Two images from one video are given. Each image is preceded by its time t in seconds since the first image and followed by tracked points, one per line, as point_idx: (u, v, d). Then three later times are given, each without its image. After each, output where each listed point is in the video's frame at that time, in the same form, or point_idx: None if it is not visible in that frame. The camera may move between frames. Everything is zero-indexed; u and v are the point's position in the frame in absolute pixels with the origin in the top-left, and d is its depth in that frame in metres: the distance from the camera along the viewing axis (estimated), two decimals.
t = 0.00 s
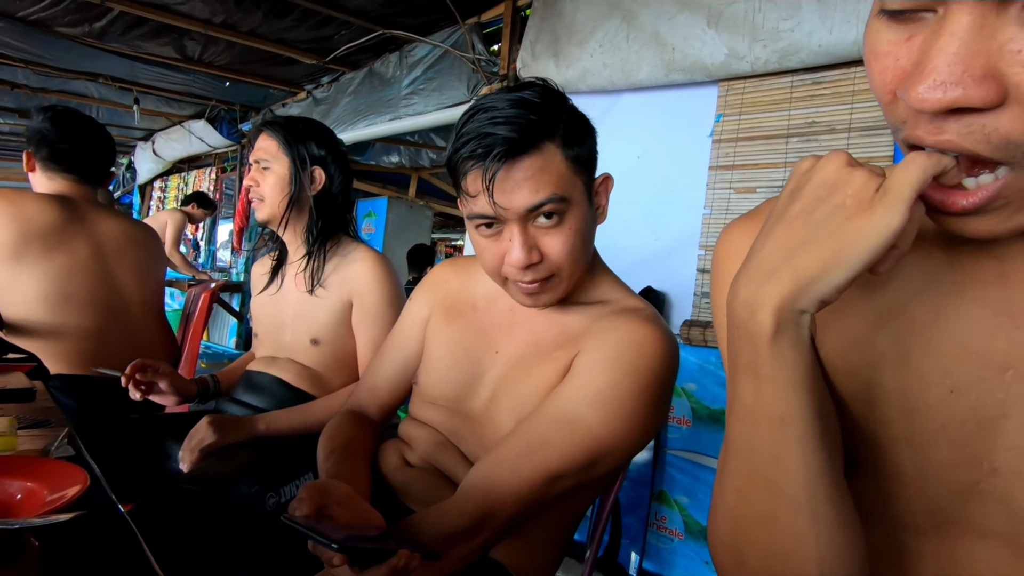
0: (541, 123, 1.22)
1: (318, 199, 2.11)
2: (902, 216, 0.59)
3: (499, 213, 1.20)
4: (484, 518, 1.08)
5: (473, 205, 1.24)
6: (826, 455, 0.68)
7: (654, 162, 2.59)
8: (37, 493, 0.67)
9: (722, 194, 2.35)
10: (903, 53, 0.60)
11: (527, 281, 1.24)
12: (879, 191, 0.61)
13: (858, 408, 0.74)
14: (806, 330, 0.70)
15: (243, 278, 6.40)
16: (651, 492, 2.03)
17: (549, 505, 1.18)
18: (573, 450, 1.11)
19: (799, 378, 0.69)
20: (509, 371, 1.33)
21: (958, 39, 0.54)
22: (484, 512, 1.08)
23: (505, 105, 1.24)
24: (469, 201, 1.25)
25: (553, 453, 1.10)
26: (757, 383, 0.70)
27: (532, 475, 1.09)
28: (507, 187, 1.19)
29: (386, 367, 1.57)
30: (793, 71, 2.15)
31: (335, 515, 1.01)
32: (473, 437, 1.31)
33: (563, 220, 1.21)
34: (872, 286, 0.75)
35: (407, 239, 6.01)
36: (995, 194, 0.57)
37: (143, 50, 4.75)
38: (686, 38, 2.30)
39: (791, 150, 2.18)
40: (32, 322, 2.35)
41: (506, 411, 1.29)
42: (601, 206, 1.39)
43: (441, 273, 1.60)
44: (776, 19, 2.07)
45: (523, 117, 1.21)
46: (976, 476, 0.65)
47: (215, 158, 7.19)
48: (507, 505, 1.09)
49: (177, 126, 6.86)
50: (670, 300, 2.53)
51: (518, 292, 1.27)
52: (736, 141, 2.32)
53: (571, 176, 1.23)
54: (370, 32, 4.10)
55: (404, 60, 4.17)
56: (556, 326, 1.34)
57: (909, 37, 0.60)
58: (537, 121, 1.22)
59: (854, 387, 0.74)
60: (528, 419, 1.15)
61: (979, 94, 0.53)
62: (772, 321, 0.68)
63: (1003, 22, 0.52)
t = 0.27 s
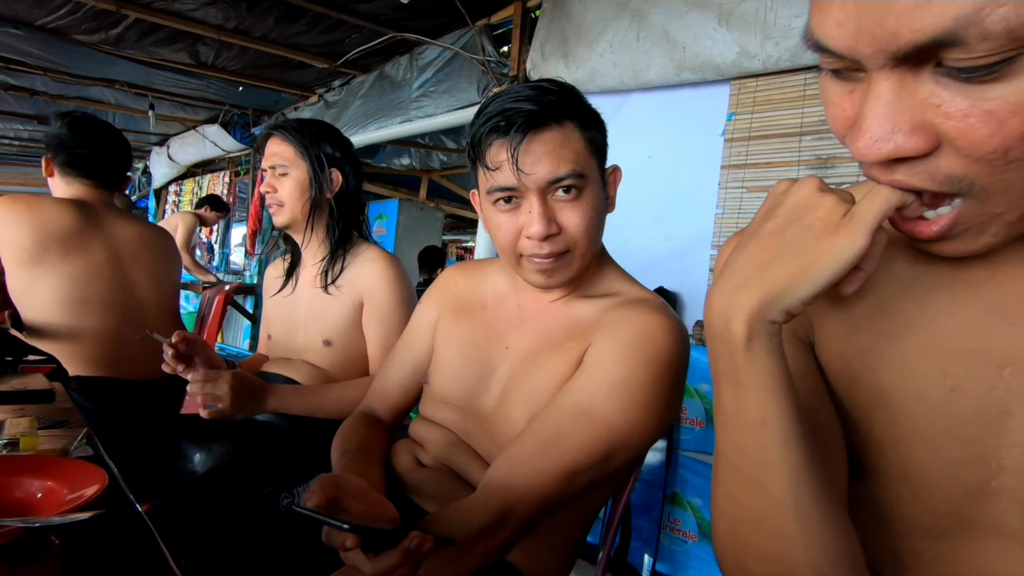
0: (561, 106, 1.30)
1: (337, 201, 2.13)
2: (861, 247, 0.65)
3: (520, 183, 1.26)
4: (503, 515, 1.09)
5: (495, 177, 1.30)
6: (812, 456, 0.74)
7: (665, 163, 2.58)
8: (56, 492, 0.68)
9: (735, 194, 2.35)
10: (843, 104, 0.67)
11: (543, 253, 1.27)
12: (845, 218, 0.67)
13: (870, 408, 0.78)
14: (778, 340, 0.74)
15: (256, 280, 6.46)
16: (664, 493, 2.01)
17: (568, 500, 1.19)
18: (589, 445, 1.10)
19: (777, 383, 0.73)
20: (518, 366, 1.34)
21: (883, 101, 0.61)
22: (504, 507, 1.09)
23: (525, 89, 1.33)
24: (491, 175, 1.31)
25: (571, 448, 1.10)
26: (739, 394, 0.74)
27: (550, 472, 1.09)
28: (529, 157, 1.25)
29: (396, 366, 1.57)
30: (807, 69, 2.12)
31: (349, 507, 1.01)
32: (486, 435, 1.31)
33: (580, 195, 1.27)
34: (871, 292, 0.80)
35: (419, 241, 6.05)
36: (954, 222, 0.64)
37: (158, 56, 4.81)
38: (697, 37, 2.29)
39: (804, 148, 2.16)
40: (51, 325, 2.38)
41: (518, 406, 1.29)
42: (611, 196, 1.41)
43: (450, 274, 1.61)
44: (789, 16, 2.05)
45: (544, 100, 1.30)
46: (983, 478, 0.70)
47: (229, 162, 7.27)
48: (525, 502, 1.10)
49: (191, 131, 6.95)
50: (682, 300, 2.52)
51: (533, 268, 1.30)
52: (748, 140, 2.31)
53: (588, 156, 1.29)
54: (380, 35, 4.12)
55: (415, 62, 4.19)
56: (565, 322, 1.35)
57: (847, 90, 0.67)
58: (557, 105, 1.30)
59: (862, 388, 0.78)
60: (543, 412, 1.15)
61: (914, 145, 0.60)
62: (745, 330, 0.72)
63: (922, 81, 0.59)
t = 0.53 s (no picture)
0: (553, 93, 1.36)
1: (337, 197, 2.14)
2: (804, 253, 0.74)
3: (515, 162, 1.31)
4: (517, 507, 1.05)
5: (490, 158, 1.34)
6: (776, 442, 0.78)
7: (666, 165, 2.58)
8: (59, 486, 0.68)
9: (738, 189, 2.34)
10: (782, 125, 0.73)
11: (537, 231, 1.30)
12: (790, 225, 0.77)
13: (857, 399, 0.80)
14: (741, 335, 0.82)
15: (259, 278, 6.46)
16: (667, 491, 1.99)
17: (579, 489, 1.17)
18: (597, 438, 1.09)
19: (740, 376, 0.80)
20: (514, 355, 1.33)
21: (807, 124, 0.67)
22: (520, 499, 1.05)
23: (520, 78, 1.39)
24: (487, 156, 1.35)
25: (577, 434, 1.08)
26: (706, 387, 0.81)
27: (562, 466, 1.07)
28: (523, 137, 1.30)
29: (397, 363, 1.58)
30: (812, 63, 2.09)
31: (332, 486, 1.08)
32: (486, 425, 1.31)
33: (573, 175, 1.31)
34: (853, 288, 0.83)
35: (422, 238, 6.05)
36: (895, 223, 0.69)
37: (161, 53, 4.81)
38: (700, 32, 2.28)
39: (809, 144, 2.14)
40: (56, 321, 2.39)
41: (516, 392, 1.29)
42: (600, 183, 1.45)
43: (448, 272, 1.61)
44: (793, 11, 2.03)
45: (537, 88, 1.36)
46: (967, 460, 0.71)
47: (231, 160, 7.27)
48: (536, 493, 1.07)
49: (194, 128, 6.95)
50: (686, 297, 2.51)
51: (527, 247, 1.33)
52: (752, 135, 2.29)
53: (580, 140, 1.34)
54: (382, 31, 4.11)
55: (417, 59, 4.19)
56: (559, 306, 1.35)
57: (783, 114, 0.72)
58: (549, 92, 1.36)
59: (847, 378, 0.81)
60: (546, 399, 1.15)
61: (839, 159, 0.65)
62: (705, 327, 0.81)
63: (835, 103, 0.64)
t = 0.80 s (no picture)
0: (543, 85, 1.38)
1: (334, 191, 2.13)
2: (769, 257, 0.76)
3: (507, 147, 1.32)
4: (525, 501, 1.06)
5: (482, 144, 1.36)
6: (754, 429, 0.79)
7: (666, 160, 2.58)
8: (57, 482, 0.70)
9: (738, 183, 2.33)
10: (745, 140, 0.74)
11: (528, 214, 1.30)
12: (756, 229, 0.78)
13: (840, 392, 0.80)
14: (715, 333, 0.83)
15: (258, 273, 6.46)
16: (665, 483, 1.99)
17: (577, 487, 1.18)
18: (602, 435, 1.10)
19: (718, 369, 0.80)
20: (508, 346, 1.33)
21: (763, 140, 0.68)
22: (528, 491, 1.06)
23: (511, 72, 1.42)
24: (479, 143, 1.37)
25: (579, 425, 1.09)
26: (685, 383, 0.82)
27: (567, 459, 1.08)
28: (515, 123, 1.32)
29: (394, 360, 1.59)
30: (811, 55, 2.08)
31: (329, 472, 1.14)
32: (484, 417, 1.32)
33: (563, 161, 1.32)
34: (837, 280, 0.83)
35: (421, 232, 6.03)
36: (858, 227, 0.70)
37: (157, 47, 4.79)
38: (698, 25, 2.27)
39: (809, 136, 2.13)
40: (54, 317, 2.39)
41: (512, 381, 1.29)
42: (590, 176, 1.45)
43: (444, 270, 1.62)
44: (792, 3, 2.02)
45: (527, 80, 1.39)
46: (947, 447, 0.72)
47: (229, 154, 7.25)
48: (540, 484, 1.07)
49: (192, 123, 6.92)
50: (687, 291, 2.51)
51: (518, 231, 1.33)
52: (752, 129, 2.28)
53: (570, 129, 1.36)
54: (380, 25, 4.10)
55: (415, 52, 4.17)
56: (551, 296, 1.35)
57: (746, 131, 0.74)
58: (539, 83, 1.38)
59: (827, 371, 0.82)
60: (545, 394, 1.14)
61: (796, 172, 0.66)
62: (681, 326, 0.82)
63: (786, 119, 0.65)
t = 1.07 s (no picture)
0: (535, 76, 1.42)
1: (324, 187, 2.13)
2: (761, 256, 0.76)
3: (499, 133, 1.34)
4: (505, 481, 1.08)
5: (475, 131, 1.38)
6: (741, 423, 0.79)
7: (660, 157, 2.58)
8: (46, 480, 0.70)
9: (730, 180, 2.34)
10: (737, 142, 0.75)
11: (519, 199, 1.33)
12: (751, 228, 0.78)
13: (828, 388, 0.81)
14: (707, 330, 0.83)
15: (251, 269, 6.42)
16: (658, 478, 1.97)
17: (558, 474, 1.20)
18: (584, 419, 1.12)
19: (708, 366, 0.81)
20: (497, 341, 1.33)
21: (757, 142, 0.69)
22: (507, 475, 1.08)
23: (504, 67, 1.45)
24: (471, 130, 1.39)
25: (560, 408, 1.10)
26: (674, 378, 0.82)
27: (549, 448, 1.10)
28: (507, 110, 1.34)
29: (384, 358, 1.59)
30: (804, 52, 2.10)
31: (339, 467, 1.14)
32: (475, 412, 1.32)
33: (553, 150, 1.35)
34: (825, 279, 0.83)
35: (414, 228, 6.02)
36: (848, 227, 0.70)
37: (148, 41, 4.74)
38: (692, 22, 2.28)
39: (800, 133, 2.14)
40: (43, 313, 2.37)
41: (500, 374, 1.29)
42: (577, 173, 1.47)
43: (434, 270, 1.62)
44: None
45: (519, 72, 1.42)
46: (931, 442, 0.72)
47: (221, 150, 7.20)
48: (521, 470, 1.09)
49: (183, 118, 6.87)
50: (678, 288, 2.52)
51: (509, 216, 1.35)
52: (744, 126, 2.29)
53: (560, 119, 1.39)
54: (373, 20, 4.08)
55: (408, 48, 4.16)
56: (537, 290, 1.35)
57: (738, 133, 0.74)
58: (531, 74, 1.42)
59: (816, 367, 0.82)
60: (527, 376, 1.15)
61: (790, 173, 0.67)
62: (672, 323, 0.82)
63: (780, 120, 0.66)
